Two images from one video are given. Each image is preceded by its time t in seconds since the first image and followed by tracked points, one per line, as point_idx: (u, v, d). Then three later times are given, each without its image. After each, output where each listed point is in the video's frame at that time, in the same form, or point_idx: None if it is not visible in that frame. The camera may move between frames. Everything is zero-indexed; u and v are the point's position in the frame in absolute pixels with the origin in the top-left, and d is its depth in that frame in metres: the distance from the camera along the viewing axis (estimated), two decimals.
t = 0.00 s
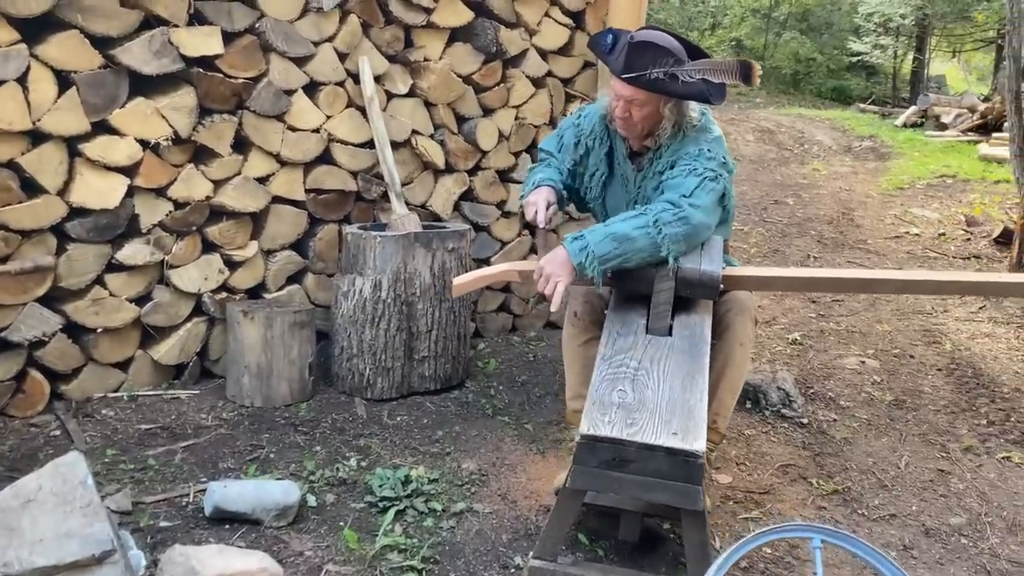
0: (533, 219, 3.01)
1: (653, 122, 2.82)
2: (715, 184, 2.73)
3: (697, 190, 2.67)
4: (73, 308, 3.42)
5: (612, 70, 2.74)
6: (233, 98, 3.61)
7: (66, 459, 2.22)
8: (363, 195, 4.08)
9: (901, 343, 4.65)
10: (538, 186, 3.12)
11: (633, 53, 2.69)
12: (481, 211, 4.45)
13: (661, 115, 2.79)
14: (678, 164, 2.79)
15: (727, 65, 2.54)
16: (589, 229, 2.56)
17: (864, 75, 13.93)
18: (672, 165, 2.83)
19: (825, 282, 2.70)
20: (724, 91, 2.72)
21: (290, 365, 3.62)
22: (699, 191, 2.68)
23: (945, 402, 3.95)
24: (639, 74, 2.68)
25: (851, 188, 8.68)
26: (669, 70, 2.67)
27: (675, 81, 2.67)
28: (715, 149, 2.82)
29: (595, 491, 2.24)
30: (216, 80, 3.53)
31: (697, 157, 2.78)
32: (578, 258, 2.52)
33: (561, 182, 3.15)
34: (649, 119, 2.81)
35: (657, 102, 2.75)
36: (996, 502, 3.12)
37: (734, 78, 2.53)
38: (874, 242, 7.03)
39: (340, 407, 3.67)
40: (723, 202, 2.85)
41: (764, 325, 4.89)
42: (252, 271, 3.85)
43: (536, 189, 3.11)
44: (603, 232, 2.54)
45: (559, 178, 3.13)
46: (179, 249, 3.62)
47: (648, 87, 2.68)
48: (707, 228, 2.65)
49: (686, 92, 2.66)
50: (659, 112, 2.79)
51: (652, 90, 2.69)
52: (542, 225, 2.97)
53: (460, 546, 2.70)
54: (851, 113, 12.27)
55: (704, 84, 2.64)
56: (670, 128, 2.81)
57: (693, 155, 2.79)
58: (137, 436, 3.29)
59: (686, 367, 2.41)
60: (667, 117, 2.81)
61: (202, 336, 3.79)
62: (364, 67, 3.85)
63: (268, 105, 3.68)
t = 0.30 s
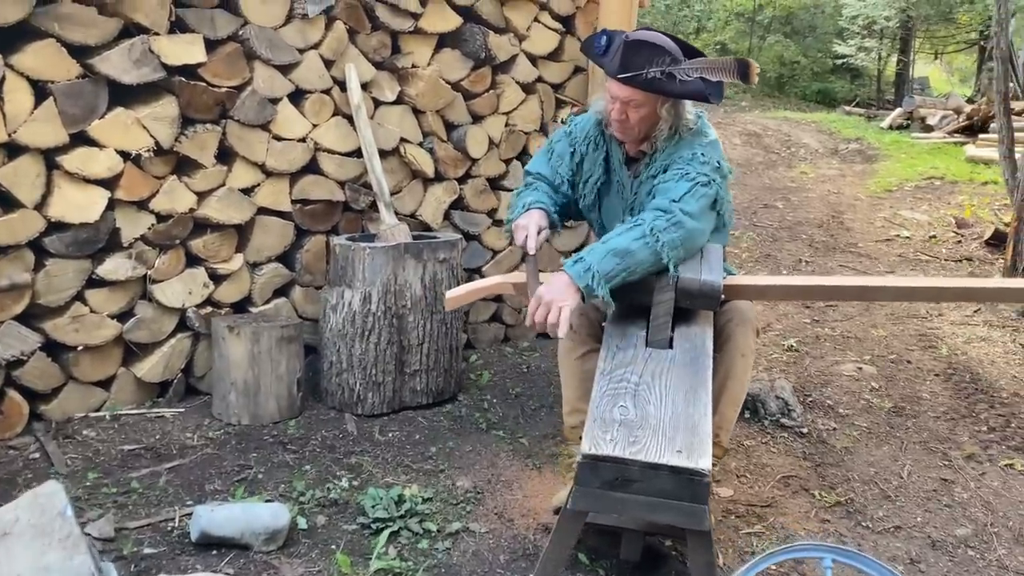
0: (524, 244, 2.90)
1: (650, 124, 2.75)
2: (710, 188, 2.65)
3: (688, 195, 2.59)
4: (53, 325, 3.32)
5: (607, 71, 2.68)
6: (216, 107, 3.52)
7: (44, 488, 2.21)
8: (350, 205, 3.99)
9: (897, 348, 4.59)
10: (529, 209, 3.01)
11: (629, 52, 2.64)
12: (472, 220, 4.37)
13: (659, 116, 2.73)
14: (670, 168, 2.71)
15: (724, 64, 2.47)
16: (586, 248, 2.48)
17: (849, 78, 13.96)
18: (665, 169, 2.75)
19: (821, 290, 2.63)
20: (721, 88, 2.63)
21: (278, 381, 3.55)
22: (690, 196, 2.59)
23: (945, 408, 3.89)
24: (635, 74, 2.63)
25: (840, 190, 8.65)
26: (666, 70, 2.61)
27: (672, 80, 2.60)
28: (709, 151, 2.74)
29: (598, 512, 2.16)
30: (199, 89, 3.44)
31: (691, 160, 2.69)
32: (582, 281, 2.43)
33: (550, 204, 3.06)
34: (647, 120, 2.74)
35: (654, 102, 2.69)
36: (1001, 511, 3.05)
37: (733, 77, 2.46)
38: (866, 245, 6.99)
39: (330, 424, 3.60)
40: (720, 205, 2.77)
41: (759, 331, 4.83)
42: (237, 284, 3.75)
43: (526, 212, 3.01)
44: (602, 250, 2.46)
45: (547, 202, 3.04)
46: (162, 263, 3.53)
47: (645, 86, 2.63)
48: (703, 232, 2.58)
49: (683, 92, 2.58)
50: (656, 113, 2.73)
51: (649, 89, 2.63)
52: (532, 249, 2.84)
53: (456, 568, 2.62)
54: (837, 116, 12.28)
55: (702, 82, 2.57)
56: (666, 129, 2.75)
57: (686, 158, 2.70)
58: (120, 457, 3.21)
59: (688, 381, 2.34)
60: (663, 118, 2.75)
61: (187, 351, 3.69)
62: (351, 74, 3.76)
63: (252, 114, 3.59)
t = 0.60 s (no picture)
0: (519, 234, 2.73)
1: (648, 115, 2.72)
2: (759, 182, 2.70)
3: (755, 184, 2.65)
4: (25, 338, 3.22)
5: (603, 62, 2.63)
6: (193, 112, 3.43)
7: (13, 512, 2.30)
8: (332, 211, 3.91)
9: (886, 351, 4.55)
10: (524, 201, 2.86)
11: (625, 42, 2.60)
12: (457, 225, 4.30)
13: (656, 107, 2.70)
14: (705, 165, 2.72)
15: (720, 53, 2.32)
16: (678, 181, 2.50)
17: (830, 80, 14.00)
18: (696, 166, 2.76)
19: (818, 296, 2.56)
20: (719, 75, 2.59)
21: (259, 393, 3.47)
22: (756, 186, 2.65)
23: (936, 412, 3.86)
24: (632, 62, 2.59)
25: (824, 193, 8.64)
26: (663, 58, 2.57)
27: (669, 68, 2.57)
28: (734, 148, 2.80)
29: (591, 528, 2.09)
30: (175, 93, 3.35)
31: (725, 154, 2.73)
32: (662, 200, 2.44)
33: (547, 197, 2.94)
34: (645, 111, 2.71)
35: (651, 92, 2.66)
36: (996, 517, 2.99)
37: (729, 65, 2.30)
38: (851, 247, 6.97)
39: (313, 435, 3.53)
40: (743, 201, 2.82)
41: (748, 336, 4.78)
42: (216, 294, 3.66)
43: (523, 204, 2.86)
44: (692, 189, 2.49)
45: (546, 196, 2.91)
46: (139, 272, 3.44)
47: (642, 75, 2.59)
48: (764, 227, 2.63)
49: (681, 79, 2.54)
50: (653, 103, 2.69)
51: (646, 78, 2.59)
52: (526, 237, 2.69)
53: None
54: (819, 118, 12.30)
55: (700, 71, 2.54)
56: (666, 120, 2.72)
57: (718, 154, 2.74)
58: (95, 473, 3.12)
59: (682, 391, 2.28)
60: (661, 110, 2.73)
61: (165, 363, 3.60)
62: (332, 77, 3.69)
63: (231, 118, 3.50)
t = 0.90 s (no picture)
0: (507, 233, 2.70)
1: (646, 102, 2.69)
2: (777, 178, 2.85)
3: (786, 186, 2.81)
4: None
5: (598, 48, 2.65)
6: (166, 111, 3.35)
7: None
8: (309, 213, 3.84)
9: (868, 352, 4.55)
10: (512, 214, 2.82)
11: (620, 26, 2.61)
12: (436, 227, 4.24)
13: (654, 92, 2.67)
14: (739, 168, 2.78)
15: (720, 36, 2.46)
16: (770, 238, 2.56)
17: (806, 82, 14.09)
18: (727, 168, 2.80)
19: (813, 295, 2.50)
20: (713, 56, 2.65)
21: (235, 399, 3.40)
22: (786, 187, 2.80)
23: (919, 412, 3.85)
24: (628, 46, 2.61)
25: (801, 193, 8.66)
26: (659, 41, 2.60)
27: (665, 51, 2.60)
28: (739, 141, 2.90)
29: (578, 535, 2.07)
30: (147, 93, 3.27)
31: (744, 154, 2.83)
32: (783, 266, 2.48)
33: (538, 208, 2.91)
34: (643, 97, 2.68)
35: (648, 77, 2.65)
36: (981, 517, 2.98)
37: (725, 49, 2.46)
38: (830, 247, 6.98)
39: (291, 442, 3.46)
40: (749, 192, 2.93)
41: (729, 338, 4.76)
42: (190, 298, 3.58)
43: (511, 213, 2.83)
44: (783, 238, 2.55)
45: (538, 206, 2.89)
46: (110, 276, 3.35)
47: (639, 59, 2.60)
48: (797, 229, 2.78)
49: (678, 62, 2.59)
50: (650, 88, 2.67)
51: (642, 61, 2.61)
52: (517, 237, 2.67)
53: None
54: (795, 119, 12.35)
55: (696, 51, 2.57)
56: (662, 105, 2.68)
57: (740, 156, 2.82)
58: (65, 483, 3.03)
59: (669, 395, 2.26)
60: (658, 95, 2.69)
61: (137, 369, 3.51)
62: (308, 76, 3.61)
63: (204, 118, 3.42)
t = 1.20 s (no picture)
0: (488, 232, 2.60)
1: (656, 80, 2.72)
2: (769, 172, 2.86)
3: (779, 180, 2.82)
4: None
5: (611, 21, 2.68)
6: (133, 106, 3.25)
7: None
8: (281, 211, 3.74)
9: (846, 348, 4.54)
10: (492, 204, 2.73)
11: None
12: (412, 224, 4.17)
13: (664, 68, 2.72)
14: (734, 157, 2.80)
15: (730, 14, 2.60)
16: (745, 244, 2.58)
17: (776, 80, 14.16)
18: (723, 155, 2.82)
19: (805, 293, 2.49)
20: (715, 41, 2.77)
21: (206, 402, 3.30)
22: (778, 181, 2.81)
23: (898, 408, 3.84)
24: (642, 17, 2.64)
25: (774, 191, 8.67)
26: (671, 16, 2.66)
27: (677, 25, 2.66)
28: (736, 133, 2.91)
29: (566, 540, 2.01)
30: (113, 87, 3.16)
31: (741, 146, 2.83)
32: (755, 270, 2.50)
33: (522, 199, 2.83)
34: (653, 73, 2.71)
35: (659, 52, 2.69)
36: (965, 514, 2.97)
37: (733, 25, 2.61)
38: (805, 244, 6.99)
39: (264, 446, 3.36)
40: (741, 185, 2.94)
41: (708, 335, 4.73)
42: (159, 299, 3.47)
43: (493, 205, 2.74)
44: (759, 242, 2.58)
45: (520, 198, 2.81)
46: (75, 277, 3.24)
47: (652, 31, 2.64)
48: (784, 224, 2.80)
49: (688, 35, 2.67)
50: (660, 65, 2.71)
51: (655, 33, 2.65)
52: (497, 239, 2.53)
53: None
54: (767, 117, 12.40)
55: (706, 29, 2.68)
56: (672, 82, 2.73)
57: (737, 144, 2.82)
58: (28, 491, 2.92)
59: (657, 395, 2.22)
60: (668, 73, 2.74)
61: (104, 372, 3.40)
62: (280, 71, 3.52)
63: (173, 113, 3.32)
